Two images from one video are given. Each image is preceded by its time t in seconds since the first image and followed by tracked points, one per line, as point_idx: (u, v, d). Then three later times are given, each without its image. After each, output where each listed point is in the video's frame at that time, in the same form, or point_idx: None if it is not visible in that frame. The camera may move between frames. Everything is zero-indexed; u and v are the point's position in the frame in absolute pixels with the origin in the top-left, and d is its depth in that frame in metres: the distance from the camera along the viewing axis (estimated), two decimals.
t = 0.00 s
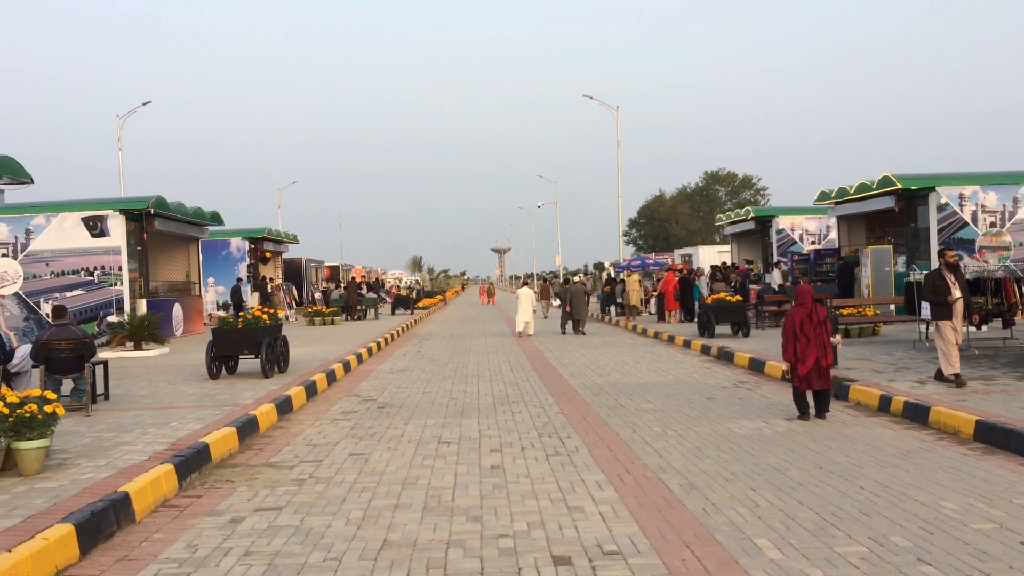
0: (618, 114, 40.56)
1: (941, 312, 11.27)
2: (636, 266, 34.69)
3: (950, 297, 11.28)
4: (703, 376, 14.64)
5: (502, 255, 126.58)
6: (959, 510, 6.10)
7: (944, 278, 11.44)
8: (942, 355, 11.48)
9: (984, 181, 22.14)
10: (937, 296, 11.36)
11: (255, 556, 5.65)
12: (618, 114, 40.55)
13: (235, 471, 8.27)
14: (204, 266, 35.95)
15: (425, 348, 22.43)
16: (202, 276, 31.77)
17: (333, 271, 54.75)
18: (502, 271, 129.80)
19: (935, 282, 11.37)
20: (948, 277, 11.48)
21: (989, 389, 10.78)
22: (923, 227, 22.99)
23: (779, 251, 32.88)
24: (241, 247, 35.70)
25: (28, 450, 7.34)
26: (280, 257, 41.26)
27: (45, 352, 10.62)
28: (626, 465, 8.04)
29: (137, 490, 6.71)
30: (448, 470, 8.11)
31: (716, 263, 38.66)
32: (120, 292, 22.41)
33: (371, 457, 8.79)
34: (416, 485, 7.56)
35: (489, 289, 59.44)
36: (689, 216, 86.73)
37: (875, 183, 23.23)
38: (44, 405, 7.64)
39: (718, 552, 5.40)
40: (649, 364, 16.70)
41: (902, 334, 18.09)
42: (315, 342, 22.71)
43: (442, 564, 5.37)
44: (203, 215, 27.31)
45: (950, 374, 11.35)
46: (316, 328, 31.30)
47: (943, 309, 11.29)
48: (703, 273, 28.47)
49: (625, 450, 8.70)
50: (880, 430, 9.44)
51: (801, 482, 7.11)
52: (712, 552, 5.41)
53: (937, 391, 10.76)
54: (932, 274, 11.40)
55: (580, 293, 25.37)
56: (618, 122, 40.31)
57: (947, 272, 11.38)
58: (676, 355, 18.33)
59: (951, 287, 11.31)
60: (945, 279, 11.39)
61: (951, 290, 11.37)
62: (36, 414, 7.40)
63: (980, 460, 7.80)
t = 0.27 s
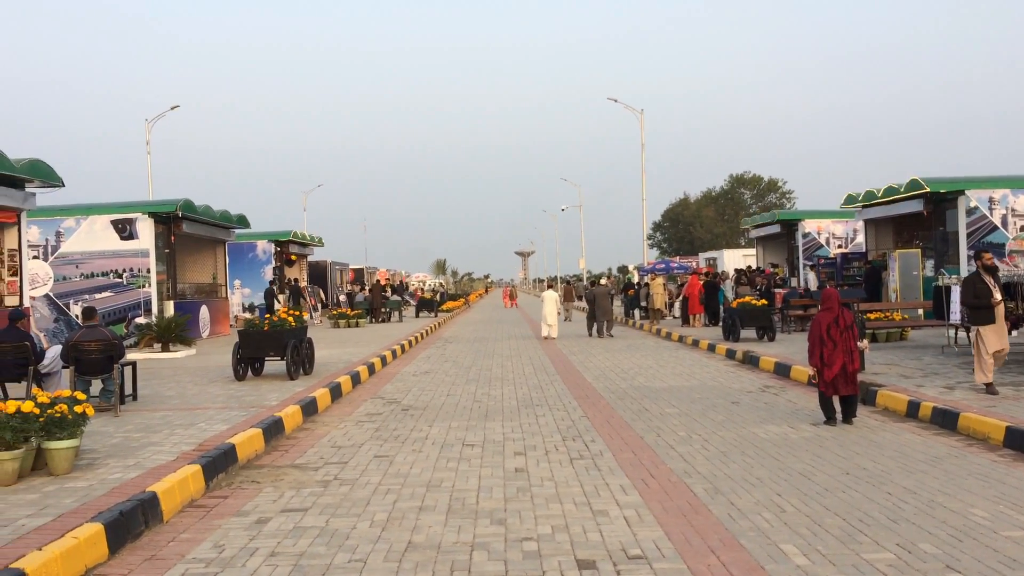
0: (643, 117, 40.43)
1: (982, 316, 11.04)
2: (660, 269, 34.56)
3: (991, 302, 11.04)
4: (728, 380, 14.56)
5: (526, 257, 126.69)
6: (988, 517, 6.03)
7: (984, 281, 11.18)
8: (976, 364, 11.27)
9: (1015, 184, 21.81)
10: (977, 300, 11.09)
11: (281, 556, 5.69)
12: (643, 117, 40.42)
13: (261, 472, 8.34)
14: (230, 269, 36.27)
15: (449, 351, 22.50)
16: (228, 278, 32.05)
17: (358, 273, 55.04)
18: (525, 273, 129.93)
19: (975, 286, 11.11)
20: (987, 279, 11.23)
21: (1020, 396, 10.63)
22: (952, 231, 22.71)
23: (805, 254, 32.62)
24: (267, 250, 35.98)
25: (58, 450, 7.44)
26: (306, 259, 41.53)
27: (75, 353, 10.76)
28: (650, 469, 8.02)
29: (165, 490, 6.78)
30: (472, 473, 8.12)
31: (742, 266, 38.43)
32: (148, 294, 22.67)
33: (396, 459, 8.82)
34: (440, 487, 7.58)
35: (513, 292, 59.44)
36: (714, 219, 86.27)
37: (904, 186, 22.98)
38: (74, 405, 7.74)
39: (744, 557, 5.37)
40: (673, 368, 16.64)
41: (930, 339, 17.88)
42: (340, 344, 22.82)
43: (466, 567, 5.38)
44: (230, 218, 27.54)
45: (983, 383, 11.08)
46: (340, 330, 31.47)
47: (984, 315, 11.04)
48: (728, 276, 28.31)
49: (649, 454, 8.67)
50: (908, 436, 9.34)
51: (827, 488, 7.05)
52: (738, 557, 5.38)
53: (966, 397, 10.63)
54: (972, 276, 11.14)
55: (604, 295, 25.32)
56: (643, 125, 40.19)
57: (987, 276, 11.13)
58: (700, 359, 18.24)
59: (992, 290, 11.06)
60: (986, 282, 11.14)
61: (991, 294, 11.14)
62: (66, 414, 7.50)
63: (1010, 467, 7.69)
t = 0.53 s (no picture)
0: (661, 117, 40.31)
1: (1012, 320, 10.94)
2: (678, 270, 34.47)
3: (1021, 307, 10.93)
4: (746, 382, 14.50)
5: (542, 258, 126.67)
6: (1008, 522, 5.98)
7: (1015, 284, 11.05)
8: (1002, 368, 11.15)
9: None
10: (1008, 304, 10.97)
11: (298, 553, 5.72)
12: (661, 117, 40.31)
13: (278, 469, 8.39)
14: (249, 268, 36.50)
15: (466, 350, 22.53)
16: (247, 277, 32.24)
17: (376, 272, 55.23)
18: (542, 274, 129.96)
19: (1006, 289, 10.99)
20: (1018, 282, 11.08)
21: None
22: (973, 233, 22.52)
23: (824, 256, 32.43)
24: (285, 249, 36.15)
25: (79, 446, 7.50)
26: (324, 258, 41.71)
27: (95, 350, 10.85)
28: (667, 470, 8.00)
29: (183, 487, 6.83)
30: (489, 472, 8.13)
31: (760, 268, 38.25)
32: (167, 292, 22.82)
33: (412, 458, 8.85)
34: (457, 486, 7.60)
35: (528, 293, 59.45)
36: (732, 220, 85.91)
37: (924, 188, 22.81)
38: (94, 402, 7.81)
39: (761, 559, 5.35)
40: (690, 369, 16.59)
41: (951, 342, 17.74)
42: (357, 343, 22.89)
43: (482, 566, 5.39)
44: (249, 217, 27.70)
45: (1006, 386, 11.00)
46: (357, 329, 31.57)
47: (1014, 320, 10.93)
48: (746, 278, 28.19)
49: (665, 455, 8.65)
50: (927, 439, 9.28)
51: (844, 491, 7.02)
52: (754, 559, 5.36)
53: (987, 400, 10.54)
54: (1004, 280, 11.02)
55: (622, 297, 25.30)
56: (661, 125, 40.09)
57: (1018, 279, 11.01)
58: (718, 361, 18.18)
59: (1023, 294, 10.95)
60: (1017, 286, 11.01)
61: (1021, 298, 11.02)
62: (87, 410, 7.57)
63: None
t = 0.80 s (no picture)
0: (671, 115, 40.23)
1: None
2: (687, 268, 34.40)
3: None
4: (756, 380, 14.47)
5: (552, 255, 126.62)
6: (1020, 521, 5.95)
7: None
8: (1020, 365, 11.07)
9: None
10: None
11: (308, 550, 5.73)
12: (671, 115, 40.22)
13: (288, 466, 8.40)
14: (259, 265, 36.59)
15: (475, 348, 22.55)
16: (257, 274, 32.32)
17: (385, 270, 55.31)
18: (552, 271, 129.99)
19: None
20: None
21: None
22: (985, 231, 22.41)
23: (835, 254, 32.31)
24: (295, 246, 36.22)
25: (90, 442, 7.54)
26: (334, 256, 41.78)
27: (107, 346, 10.90)
28: (676, 468, 7.98)
29: (194, 483, 6.86)
30: (498, 470, 8.13)
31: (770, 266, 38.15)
32: (178, 289, 22.90)
33: (421, 455, 8.85)
34: (466, 483, 7.60)
35: (537, 291, 59.37)
36: (742, 218, 85.69)
37: (936, 186, 22.70)
38: (106, 398, 7.84)
39: (771, 558, 5.33)
40: (700, 368, 16.56)
41: (962, 341, 17.65)
42: (367, 340, 22.92)
43: (492, 563, 5.39)
44: (259, 214, 27.76)
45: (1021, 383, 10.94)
46: (367, 326, 31.61)
47: None
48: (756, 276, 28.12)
49: (675, 454, 8.63)
50: (938, 438, 9.23)
51: (855, 490, 6.99)
52: (764, 558, 5.35)
53: (998, 400, 10.49)
54: None
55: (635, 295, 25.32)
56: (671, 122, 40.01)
57: None
58: (727, 359, 18.14)
59: None
60: None
61: None
62: (99, 407, 7.60)
63: None
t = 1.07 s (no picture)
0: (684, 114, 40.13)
1: None
2: (700, 268, 34.31)
3: None
4: (769, 380, 14.42)
5: (563, 254, 126.53)
6: None
7: None
8: None
9: None
10: None
11: (322, 547, 5.75)
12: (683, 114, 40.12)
13: (301, 464, 8.43)
14: (272, 263, 36.70)
15: (487, 346, 22.56)
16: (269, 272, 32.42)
17: (397, 268, 55.39)
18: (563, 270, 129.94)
19: None
20: None
21: None
22: (1000, 231, 22.27)
23: (848, 254, 32.16)
24: (307, 245, 36.32)
25: (106, 438, 7.59)
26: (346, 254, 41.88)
27: (121, 343, 10.95)
28: (689, 468, 7.96)
29: (208, 479, 6.89)
30: (510, 469, 8.13)
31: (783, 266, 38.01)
32: (191, 287, 22.98)
33: (434, 453, 8.86)
34: (479, 482, 7.61)
35: (548, 290, 59.30)
36: (755, 218, 85.40)
37: (951, 185, 22.57)
38: (121, 395, 7.89)
39: (785, 559, 5.32)
40: (712, 367, 16.52)
41: (977, 342, 17.55)
42: (379, 339, 22.97)
43: (505, 562, 5.39)
44: (272, 212, 27.83)
45: None
46: (379, 324, 31.66)
47: None
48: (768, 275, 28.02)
49: (688, 453, 8.61)
50: (952, 439, 9.18)
51: (869, 490, 6.96)
52: (778, 559, 5.33)
53: (1014, 401, 10.42)
54: None
55: (648, 294, 25.26)
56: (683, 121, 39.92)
57: None
58: (740, 359, 18.09)
59: None
60: None
61: None
62: (114, 403, 7.64)
63: None
